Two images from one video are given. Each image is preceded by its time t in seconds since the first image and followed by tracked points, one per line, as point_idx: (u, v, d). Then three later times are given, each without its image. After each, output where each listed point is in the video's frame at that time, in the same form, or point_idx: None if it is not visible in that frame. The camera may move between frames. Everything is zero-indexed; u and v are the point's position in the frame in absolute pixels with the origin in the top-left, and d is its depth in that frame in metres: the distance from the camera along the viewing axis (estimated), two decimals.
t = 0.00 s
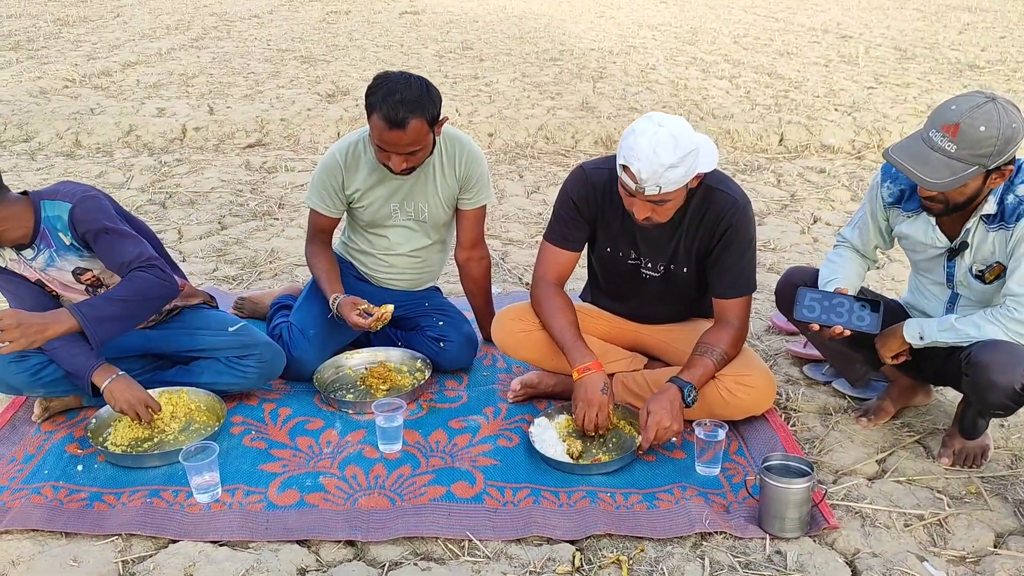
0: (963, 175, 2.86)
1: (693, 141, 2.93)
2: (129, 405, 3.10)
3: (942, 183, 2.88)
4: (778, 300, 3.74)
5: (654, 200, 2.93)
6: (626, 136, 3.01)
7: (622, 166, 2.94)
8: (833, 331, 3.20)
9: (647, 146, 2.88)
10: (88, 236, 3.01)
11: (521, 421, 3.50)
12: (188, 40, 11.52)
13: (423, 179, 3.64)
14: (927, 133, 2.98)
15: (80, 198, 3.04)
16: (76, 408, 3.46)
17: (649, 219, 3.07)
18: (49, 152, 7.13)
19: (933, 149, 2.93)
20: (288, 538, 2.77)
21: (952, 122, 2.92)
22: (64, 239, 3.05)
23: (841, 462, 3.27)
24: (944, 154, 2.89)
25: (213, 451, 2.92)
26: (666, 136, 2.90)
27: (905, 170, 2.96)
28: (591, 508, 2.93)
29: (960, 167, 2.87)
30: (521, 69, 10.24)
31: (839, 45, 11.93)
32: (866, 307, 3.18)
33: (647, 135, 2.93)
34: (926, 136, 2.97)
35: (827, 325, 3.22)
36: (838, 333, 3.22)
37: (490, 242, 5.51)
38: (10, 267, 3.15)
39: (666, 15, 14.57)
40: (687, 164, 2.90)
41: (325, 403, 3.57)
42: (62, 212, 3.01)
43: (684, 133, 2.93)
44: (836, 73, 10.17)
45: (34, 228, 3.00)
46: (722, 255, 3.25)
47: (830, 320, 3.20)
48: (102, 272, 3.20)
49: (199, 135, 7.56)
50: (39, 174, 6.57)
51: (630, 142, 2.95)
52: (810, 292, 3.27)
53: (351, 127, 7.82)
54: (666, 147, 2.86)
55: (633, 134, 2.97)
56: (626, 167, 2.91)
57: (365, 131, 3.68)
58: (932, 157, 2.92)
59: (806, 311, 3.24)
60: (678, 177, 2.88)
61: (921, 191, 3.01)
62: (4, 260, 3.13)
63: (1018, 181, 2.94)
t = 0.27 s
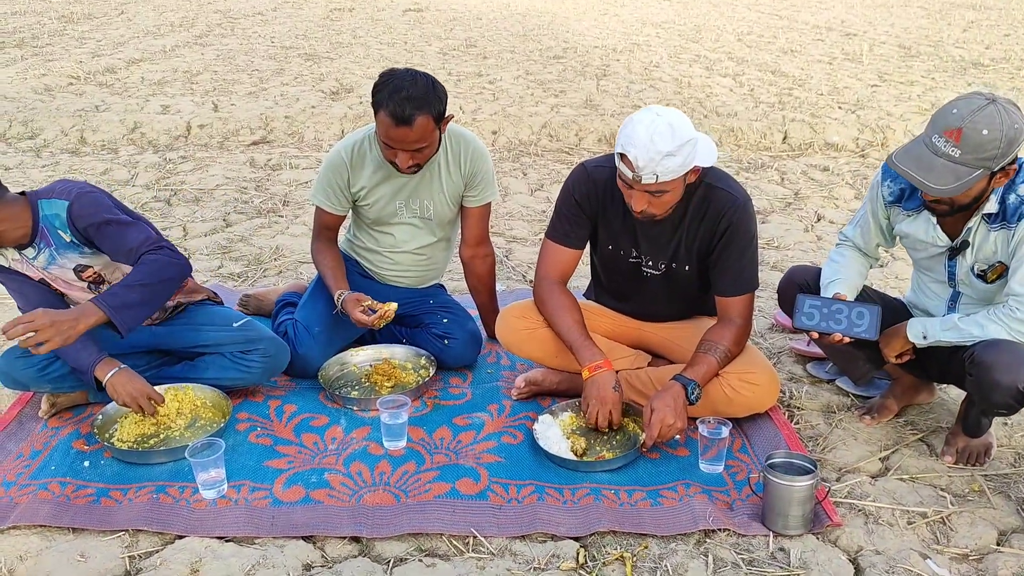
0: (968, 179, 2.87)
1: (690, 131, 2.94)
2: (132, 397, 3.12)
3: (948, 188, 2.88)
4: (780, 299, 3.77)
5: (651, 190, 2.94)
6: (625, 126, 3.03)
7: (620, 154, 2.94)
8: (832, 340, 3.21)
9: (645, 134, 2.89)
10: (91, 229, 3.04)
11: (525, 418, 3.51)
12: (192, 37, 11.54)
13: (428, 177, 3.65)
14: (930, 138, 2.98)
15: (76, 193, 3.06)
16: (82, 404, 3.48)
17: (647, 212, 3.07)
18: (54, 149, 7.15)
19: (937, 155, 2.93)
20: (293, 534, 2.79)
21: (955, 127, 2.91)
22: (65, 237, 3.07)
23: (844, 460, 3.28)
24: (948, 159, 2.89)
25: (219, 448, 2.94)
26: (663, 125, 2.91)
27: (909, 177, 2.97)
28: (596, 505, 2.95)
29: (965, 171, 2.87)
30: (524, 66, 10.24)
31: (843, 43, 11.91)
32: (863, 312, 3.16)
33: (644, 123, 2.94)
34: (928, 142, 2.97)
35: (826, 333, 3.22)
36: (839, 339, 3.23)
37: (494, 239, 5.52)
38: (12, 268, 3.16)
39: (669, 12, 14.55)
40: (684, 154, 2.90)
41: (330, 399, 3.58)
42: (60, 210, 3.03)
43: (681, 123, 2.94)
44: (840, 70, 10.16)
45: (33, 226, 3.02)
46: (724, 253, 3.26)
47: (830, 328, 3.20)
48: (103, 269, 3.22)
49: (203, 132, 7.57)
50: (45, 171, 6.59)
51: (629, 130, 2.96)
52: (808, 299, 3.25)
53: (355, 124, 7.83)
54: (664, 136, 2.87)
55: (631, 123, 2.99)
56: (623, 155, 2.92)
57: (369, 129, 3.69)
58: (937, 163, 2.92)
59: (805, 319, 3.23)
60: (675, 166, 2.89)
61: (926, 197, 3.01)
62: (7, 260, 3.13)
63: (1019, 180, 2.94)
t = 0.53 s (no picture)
0: (974, 176, 2.87)
1: (694, 125, 2.96)
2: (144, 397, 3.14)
3: (954, 185, 2.89)
4: (784, 297, 3.78)
5: (654, 182, 2.95)
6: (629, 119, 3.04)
7: (624, 147, 2.95)
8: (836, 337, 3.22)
9: (649, 126, 2.91)
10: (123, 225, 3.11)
11: (529, 416, 3.53)
12: (196, 34, 11.56)
13: (434, 175, 3.67)
14: (936, 134, 2.98)
15: (104, 189, 3.12)
16: (89, 401, 3.50)
17: (650, 206, 3.08)
18: (59, 146, 7.17)
19: (944, 151, 2.93)
20: (300, 530, 2.81)
21: (961, 122, 2.91)
22: (87, 230, 3.11)
23: (848, 457, 3.29)
24: (955, 155, 2.89)
25: (226, 444, 2.96)
26: (666, 118, 2.93)
27: (917, 172, 2.97)
28: (600, 503, 2.96)
29: (971, 167, 2.88)
30: (528, 64, 10.24)
31: (846, 40, 11.90)
32: (867, 309, 3.16)
33: (648, 116, 2.96)
34: (934, 137, 2.97)
35: (831, 330, 3.23)
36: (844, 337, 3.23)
37: (498, 237, 5.53)
38: (26, 263, 3.14)
39: (673, 10, 14.54)
40: (688, 147, 2.92)
41: (336, 397, 3.60)
42: (86, 205, 3.08)
43: (684, 116, 2.96)
44: (844, 68, 10.15)
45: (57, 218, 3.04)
46: (729, 252, 3.27)
47: (834, 326, 3.21)
48: (121, 264, 3.25)
49: (208, 130, 7.59)
50: (50, 169, 6.61)
51: (633, 123, 2.97)
52: (812, 296, 3.26)
53: (359, 122, 7.84)
54: (668, 128, 2.89)
55: (635, 116, 3.00)
56: (626, 147, 2.94)
57: (375, 127, 3.70)
58: (944, 159, 2.92)
59: (810, 317, 3.25)
60: (679, 158, 2.90)
61: (931, 192, 3.01)
62: (21, 254, 3.11)
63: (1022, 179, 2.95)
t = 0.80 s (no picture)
0: (986, 167, 2.87)
1: (701, 115, 3.00)
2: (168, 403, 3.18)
3: (966, 176, 2.89)
4: (789, 291, 3.78)
5: (649, 162, 3.00)
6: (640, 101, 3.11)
7: (626, 121, 3.03)
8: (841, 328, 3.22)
9: (654, 105, 2.98)
10: (179, 222, 3.22)
11: (535, 412, 3.54)
12: (200, 32, 11.57)
13: (440, 172, 3.68)
14: (948, 126, 2.98)
15: (167, 186, 3.22)
16: (98, 397, 3.52)
17: (647, 191, 3.10)
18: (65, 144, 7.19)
19: (957, 142, 2.92)
20: (308, 525, 2.83)
21: (975, 115, 2.92)
22: (138, 219, 3.18)
23: (852, 453, 3.30)
24: (968, 147, 2.89)
25: (234, 440, 2.98)
26: (673, 102, 2.98)
27: (929, 163, 2.96)
28: (606, 498, 2.98)
29: (984, 159, 2.88)
30: (532, 61, 10.25)
31: (851, 37, 11.88)
32: (873, 302, 3.17)
33: (657, 97, 3.02)
34: (947, 129, 2.98)
35: (837, 322, 3.23)
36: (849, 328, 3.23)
37: (503, 235, 5.54)
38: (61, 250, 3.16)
39: (677, 7, 14.53)
40: (689, 131, 2.96)
41: (343, 393, 3.62)
42: (147, 195, 3.16)
43: (692, 104, 3.01)
44: (848, 65, 10.14)
45: (109, 203, 3.11)
46: (734, 249, 3.29)
47: (840, 317, 3.21)
48: (159, 257, 3.30)
49: (213, 127, 7.61)
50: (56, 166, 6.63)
51: (641, 101, 3.04)
52: (819, 287, 3.27)
53: (363, 120, 7.85)
54: (672, 110, 2.95)
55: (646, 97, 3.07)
56: (629, 122, 3.01)
57: (381, 124, 3.72)
58: (957, 150, 2.92)
59: (816, 307, 3.26)
60: (676, 141, 2.94)
61: (939, 183, 3.01)
62: (57, 240, 3.14)
63: None
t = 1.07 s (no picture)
0: (989, 165, 2.88)
1: (698, 104, 3.06)
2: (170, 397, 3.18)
3: (969, 174, 2.89)
4: (792, 290, 3.78)
5: (641, 147, 3.04)
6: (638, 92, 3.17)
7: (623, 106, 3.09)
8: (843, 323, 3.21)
9: (651, 91, 3.04)
10: (218, 232, 3.31)
11: (537, 411, 3.55)
12: (201, 31, 11.57)
13: (442, 171, 3.69)
14: (950, 122, 2.98)
15: (218, 193, 3.31)
16: (101, 397, 3.53)
17: (643, 185, 3.13)
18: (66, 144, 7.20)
19: (960, 140, 2.92)
20: (310, 525, 2.83)
21: (978, 112, 2.91)
22: (183, 220, 3.25)
23: (854, 452, 3.31)
24: (972, 145, 2.89)
25: (236, 440, 2.98)
26: (669, 90, 3.03)
27: (934, 161, 2.96)
28: (607, 497, 2.98)
29: (987, 157, 2.88)
30: (533, 60, 10.24)
31: (852, 35, 11.86)
32: (876, 298, 3.17)
33: (654, 85, 3.08)
34: (948, 126, 2.97)
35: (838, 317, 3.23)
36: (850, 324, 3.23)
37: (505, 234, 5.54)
38: (91, 242, 3.23)
39: (678, 5, 14.51)
40: (680, 116, 3.00)
41: (345, 393, 3.62)
42: (198, 198, 3.25)
43: (689, 93, 3.06)
44: (849, 63, 10.13)
45: (159, 201, 3.18)
46: (736, 247, 3.29)
47: (842, 312, 3.20)
48: (191, 259, 3.36)
49: (214, 127, 7.62)
50: (58, 166, 6.63)
51: (639, 89, 3.10)
52: (822, 283, 3.27)
53: (364, 119, 7.85)
54: (665, 97, 3.00)
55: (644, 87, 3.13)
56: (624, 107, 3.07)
57: (383, 123, 3.72)
58: (961, 147, 2.91)
59: (819, 302, 3.25)
60: (666, 127, 2.98)
61: (941, 179, 3.01)
62: (88, 236, 3.21)
63: None
